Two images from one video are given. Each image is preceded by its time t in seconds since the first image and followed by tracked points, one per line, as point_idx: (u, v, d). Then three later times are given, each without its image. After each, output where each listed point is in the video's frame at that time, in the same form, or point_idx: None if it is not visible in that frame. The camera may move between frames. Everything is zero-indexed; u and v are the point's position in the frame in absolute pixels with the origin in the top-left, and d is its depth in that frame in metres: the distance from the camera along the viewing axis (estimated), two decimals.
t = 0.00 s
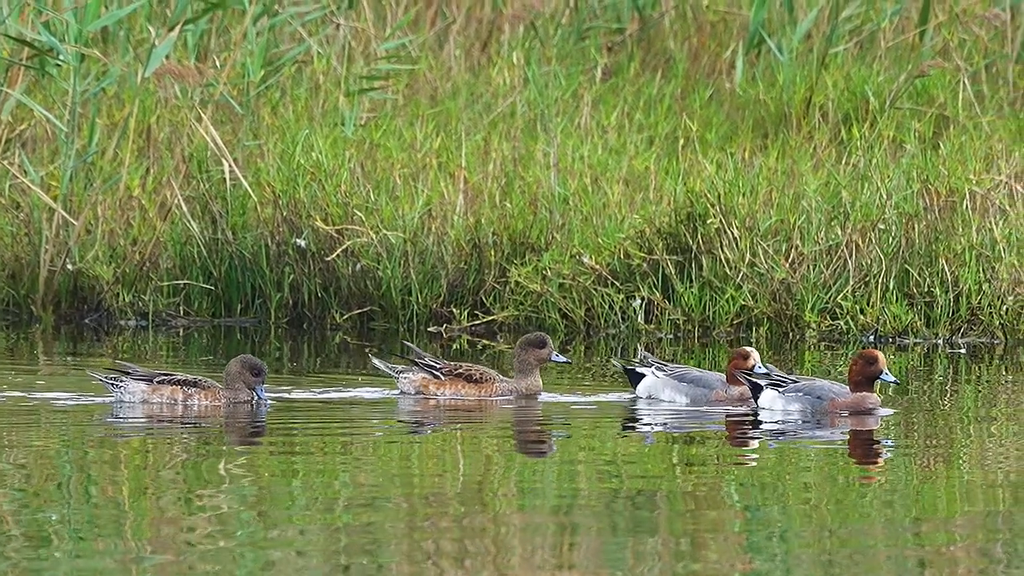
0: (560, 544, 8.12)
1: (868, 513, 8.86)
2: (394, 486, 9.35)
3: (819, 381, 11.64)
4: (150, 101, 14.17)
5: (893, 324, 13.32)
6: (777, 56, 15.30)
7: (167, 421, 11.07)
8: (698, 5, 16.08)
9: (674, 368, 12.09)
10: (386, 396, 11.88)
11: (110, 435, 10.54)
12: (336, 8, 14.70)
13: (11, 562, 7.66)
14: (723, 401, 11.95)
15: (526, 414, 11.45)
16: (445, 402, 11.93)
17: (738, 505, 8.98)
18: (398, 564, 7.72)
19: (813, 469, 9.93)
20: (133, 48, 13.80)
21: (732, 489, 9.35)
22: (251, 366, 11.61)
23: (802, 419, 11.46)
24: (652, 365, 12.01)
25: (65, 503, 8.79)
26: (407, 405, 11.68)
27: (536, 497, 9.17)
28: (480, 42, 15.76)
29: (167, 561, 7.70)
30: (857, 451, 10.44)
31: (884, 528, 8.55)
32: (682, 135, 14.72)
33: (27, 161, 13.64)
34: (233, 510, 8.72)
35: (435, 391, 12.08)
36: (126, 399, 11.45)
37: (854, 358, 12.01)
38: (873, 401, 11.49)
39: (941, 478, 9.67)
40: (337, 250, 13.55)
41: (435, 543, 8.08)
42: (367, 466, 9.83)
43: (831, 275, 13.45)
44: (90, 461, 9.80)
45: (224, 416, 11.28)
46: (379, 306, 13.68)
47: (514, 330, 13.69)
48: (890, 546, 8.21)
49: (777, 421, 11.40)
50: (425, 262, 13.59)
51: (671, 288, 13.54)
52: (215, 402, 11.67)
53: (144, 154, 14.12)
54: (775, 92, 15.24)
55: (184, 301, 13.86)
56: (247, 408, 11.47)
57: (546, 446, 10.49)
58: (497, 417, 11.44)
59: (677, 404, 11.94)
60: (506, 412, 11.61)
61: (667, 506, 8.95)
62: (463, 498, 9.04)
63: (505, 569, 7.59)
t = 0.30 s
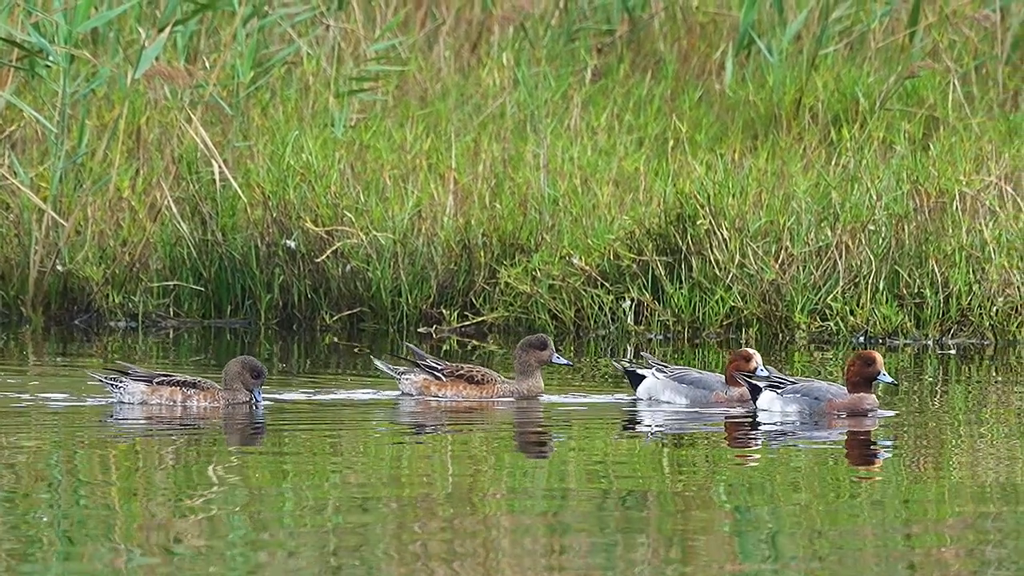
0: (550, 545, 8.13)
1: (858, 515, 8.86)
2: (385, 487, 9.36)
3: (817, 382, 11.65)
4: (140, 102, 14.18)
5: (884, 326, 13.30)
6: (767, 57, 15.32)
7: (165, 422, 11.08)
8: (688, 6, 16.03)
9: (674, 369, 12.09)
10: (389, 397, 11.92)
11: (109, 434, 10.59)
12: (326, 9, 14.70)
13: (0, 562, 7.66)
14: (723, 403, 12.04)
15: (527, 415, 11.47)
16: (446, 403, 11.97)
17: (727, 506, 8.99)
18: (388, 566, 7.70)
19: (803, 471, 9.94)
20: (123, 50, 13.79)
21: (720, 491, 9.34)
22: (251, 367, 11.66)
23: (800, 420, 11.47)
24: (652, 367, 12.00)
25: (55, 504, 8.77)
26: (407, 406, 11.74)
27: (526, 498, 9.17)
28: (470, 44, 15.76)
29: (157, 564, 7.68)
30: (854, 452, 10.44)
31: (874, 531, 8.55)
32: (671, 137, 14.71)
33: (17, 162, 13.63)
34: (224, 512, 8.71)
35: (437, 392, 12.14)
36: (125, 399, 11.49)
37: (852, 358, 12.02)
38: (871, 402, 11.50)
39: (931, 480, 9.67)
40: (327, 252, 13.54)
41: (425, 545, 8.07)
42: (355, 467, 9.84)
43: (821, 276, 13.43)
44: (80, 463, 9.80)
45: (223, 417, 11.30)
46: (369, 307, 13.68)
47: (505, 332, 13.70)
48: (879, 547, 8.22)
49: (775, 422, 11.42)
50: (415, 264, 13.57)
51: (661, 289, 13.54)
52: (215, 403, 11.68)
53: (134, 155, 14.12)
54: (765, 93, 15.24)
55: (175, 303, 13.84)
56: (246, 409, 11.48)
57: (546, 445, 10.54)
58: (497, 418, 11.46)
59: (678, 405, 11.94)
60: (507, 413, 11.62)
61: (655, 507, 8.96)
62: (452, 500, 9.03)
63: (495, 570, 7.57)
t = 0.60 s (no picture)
0: (538, 541, 8.13)
1: (846, 513, 8.82)
2: (372, 483, 9.38)
3: (813, 379, 11.63)
4: (127, 98, 14.17)
5: (871, 322, 13.30)
6: (754, 54, 15.33)
7: (162, 419, 11.05)
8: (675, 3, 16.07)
9: (673, 366, 12.10)
10: (387, 394, 11.84)
11: (108, 431, 10.59)
12: (313, 6, 14.71)
13: None
14: (720, 400, 12.03)
15: (528, 412, 11.44)
16: (445, 400, 11.92)
17: (714, 502, 8.99)
18: (376, 563, 7.66)
19: (791, 467, 9.94)
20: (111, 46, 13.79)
21: (706, 488, 9.33)
22: (247, 363, 11.60)
23: (795, 416, 11.50)
24: (650, 363, 12.02)
25: (41, 502, 8.73)
26: (407, 403, 11.66)
27: (514, 494, 9.16)
28: (457, 40, 15.79)
29: (146, 562, 7.62)
30: (848, 449, 10.46)
31: (862, 528, 8.52)
32: (659, 133, 14.72)
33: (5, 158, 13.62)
34: (210, 509, 8.68)
35: (436, 389, 12.07)
36: (122, 395, 11.49)
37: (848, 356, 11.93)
38: (866, 398, 11.41)
39: (919, 477, 9.65)
40: (315, 248, 13.57)
41: (413, 543, 8.03)
42: (341, 463, 9.84)
43: (809, 273, 13.42)
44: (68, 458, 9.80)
45: (220, 414, 11.27)
46: (356, 303, 13.69)
47: (492, 328, 13.69)
48: (867, 543, 8.22)
49: (771, 419, 11.42)
50: (402, 260, 13.59)
51: (648, 285, 13.54)
52: (212, 400, 11.68)
53: (121, 151, 14.11)
54: (752, 89, 15.26)
55: (162, 300, 13.84)
56: (242, 407, 11.46)
57: (544, 445, 10.46)
58: (496, 415, 11.41)
59: (675, 402, 11.93)
60: (505, 410, 11.58)
61: (643, 503, 8.97)
62: (438, 496, 9.03)
63: (483, 568, 7.53)
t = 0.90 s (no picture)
0: (525, 541, 8.14)
1: (833, 514, 8.81)
2: (359, 482, 9.41)
3: (809, 380, 11.63)
4: (113, 99, 14.11)
5: (858, 323, 13.28)
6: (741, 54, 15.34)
7: (160, 420, 11.04)
8: (662, 4, 16.09)
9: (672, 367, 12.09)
10: (389, 395, 11.82)
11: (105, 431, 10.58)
12: (300, 7, 14.72)
13: None
14: (720, 401, 12.01)
15: (527, 414, 11.42)
16: (446, 401, 11.89)
17: (699, 502, 9.00)
18: (362, 565, 7.63)
19: (779, 467, 9.94)
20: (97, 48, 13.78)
21: (694, 488, 9.34)
22: (244, 361, 11.69)
23: (791, 417, 11.50)
24: (647, 364, 11.99)
25: (26, 503, 8.70)
26: (406, 404, 11.63)
27: (501, 494, 9.17)
28: (444, 40, 15.80)
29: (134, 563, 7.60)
30: (843, 449, 10.47)
31: (848, 528, 8.52)
32: (645, 134, 14.73)
33: None
34: (194, 509, 8.66)
35: (435, 390, 12.04)
36: (120, 395, 11.51)
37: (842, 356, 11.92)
38: (862, 399, 11.43)
39: (904, 478, 9.66)
40: (300, 249, 13.57)
41: (401, 542, 8.05)
42: (326, 463, 9.83)
43: (795, 274, 13.43)
44: (54, 456, 9.85)
45: (218, 415, 11.25)
46: (343, 304, 13.69)
47: (478, 328, 13.66)
48: (854, 543, 8.25)
49: (766, 420, 11.42)
50: (388, 261, 13.59)
51: (634, 286, 13.54)
52: (209, 400, 11.65)
53: (107, 152, 14.10)
54: (738, 90, 15.27)
55: (148, 300, 13.83)
56: (240, 406, 11.50)
57: (544, 445, 10.48)
58: (495, 417, 11.40)
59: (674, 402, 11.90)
60: (504, 411, 11.57)
61: (631, 503, 8.98)
62: (425, 495, 9.05)
63: (469, 569, 7.51)
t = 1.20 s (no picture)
0: (515, 537, 8.09)
1: (823, 511, 8.78)
2: (349, 479, 9.37)
3: (807, 381, 11.59)
4: (104, 100, 14.03)
5: (848, 323, 13.27)
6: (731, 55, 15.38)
7: (160, 421, 10.96)
8: (652, 5, 16.11)
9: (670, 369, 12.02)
10: (390, 397, 11.78)
11: (103, 432, 10.48)
12: (290, 7, 14.74)
13: None
14: (722, 402, 11.92)
15: (528, 414, 11.35)
16: (448, 401, 11.81)
17: (689, 499, 8.97)
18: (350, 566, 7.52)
19: (771, 467, 9.87)
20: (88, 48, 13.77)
21: (688, 487, 9.27)
22: (243, 360, 11.66)
23: (789, 417, 11.45)
24: (646, 364, 11.95)
25: (15, 503, 8.64)
26: (408, 405, 11.56)
27: (492, 492, 9.11)
28: (433, 41, 15.82)
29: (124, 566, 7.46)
30: (843, 448, 10.43)
31: (838, 526, 8.45)
32: (635, 134, 14.73)
33: None
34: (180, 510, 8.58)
35: (436, 391, 11.96)
36: (119, 396, 11.40)
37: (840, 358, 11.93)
38: (860, 399, 11.40)
39: (895, 476, 9.64)
40: (291, 249, 13.56)
41: (390, 537, 8.02)
42: (316, 461, 9.78)
43: (785, 273, 13.44)
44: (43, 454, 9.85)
45: (218, 416, 11.21)
46: (333, 304, 13.71)
47: (468, 329, 13.67)
48: (844, 538, 8.23)
49: (764, 419, 11.38)
50: (379, 261, 13.60)
51: (625, 286, 13.57)
52: (208, 402, 11.57)
53: (97, 153, 14.05)
54: (729, 91, 15.28)
55: (138, 301, 13.87)
56: (241, 407, 11.44)
57: (546, 444, 10.45)
58: (497, 418, 11.33)
59: (674, 404, 11.86)
60: (506, 412, 11.50)
61: (622, 499, 8.95)
62: (415, 493, 8.97)
63: (458, 569, 7.44)
